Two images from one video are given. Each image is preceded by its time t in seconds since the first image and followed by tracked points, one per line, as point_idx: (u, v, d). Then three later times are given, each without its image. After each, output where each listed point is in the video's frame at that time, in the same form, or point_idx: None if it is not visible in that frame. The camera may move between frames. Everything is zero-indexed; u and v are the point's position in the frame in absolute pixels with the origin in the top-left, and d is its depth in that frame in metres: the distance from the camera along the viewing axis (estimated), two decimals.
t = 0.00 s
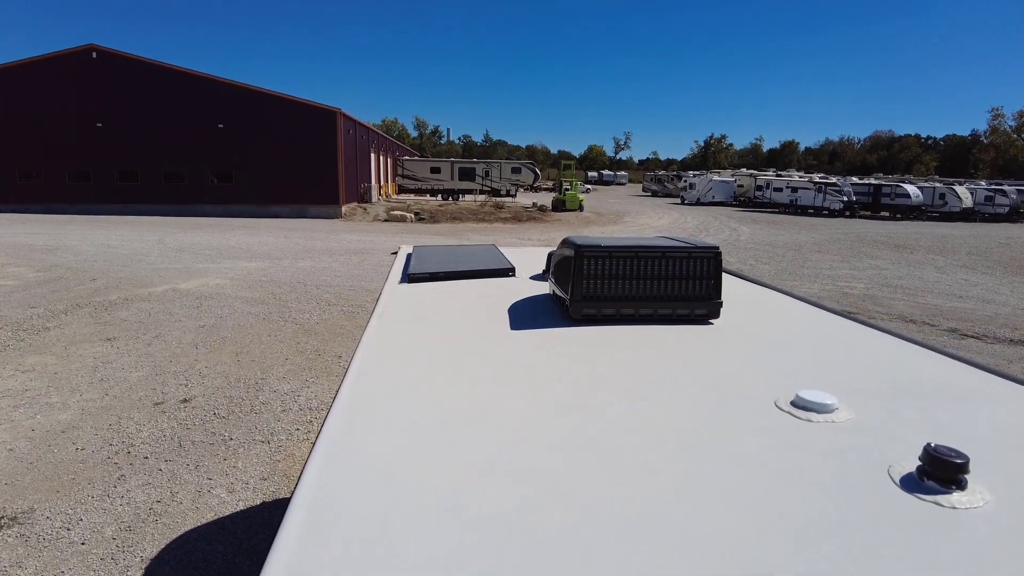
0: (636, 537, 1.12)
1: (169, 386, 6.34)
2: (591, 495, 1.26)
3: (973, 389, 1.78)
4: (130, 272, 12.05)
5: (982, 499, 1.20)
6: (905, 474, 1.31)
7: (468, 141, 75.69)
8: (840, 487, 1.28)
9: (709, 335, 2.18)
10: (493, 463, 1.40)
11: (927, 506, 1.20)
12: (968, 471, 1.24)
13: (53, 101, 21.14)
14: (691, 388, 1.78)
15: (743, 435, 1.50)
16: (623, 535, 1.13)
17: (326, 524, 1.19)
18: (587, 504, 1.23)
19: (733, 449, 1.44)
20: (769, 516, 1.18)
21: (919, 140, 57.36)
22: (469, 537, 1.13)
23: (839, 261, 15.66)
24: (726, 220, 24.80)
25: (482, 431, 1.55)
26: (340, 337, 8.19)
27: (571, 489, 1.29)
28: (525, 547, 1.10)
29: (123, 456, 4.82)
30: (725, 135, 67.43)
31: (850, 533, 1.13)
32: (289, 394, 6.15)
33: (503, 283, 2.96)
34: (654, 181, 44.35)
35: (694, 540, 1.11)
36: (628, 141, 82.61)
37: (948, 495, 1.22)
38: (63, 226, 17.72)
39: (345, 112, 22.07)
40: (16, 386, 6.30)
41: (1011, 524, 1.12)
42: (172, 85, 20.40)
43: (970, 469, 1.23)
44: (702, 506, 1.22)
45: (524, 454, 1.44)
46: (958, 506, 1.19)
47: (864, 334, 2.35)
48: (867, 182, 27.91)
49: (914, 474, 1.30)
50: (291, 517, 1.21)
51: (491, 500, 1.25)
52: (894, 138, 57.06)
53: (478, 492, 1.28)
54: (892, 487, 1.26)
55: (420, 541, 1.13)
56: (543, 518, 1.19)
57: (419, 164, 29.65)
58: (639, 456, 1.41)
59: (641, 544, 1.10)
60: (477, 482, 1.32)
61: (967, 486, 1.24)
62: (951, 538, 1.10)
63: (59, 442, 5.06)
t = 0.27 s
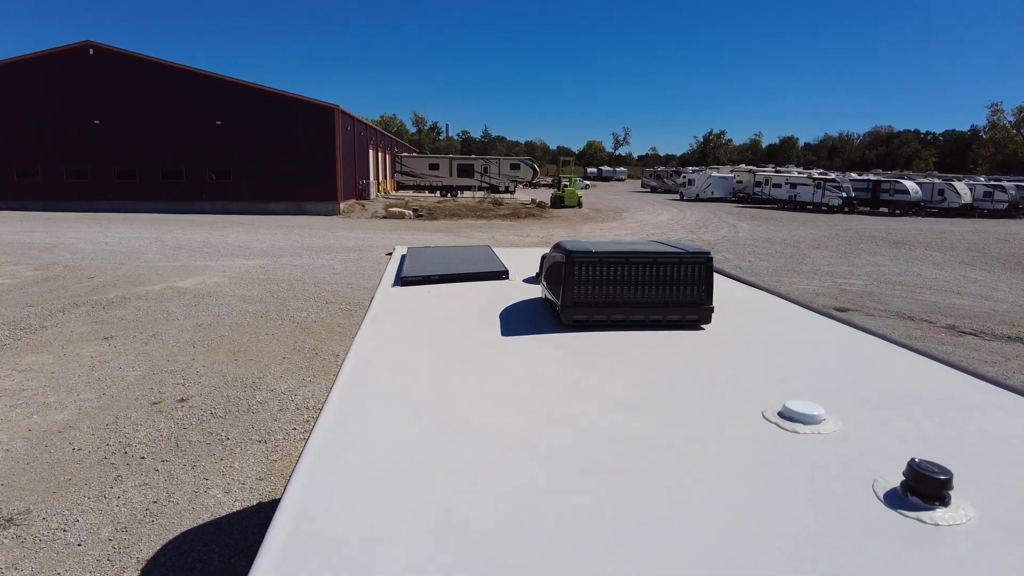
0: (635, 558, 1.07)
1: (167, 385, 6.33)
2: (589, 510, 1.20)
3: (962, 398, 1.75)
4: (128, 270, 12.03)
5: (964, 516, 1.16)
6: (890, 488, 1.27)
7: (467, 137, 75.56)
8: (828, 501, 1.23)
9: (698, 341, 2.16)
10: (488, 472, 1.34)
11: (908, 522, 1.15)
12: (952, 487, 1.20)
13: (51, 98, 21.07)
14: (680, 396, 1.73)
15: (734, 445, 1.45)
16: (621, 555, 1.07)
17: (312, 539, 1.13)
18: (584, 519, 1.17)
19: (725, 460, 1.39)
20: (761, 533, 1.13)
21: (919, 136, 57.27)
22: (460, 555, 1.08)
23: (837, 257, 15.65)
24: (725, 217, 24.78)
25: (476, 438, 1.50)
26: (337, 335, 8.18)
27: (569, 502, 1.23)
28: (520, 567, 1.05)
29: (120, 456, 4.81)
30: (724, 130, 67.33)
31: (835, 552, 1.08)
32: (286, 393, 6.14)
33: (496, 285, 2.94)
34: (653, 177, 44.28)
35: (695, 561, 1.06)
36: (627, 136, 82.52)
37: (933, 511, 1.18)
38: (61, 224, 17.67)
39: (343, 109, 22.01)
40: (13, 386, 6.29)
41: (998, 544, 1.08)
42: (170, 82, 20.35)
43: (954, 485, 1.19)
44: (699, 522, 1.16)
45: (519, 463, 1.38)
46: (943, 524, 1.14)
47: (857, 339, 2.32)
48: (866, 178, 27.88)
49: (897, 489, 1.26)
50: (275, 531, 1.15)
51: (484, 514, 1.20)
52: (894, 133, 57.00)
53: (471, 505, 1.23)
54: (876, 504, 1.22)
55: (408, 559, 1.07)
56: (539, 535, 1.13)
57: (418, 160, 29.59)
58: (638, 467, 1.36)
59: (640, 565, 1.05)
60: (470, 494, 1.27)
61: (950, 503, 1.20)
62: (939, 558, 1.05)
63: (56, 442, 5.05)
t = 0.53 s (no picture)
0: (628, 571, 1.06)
1: (166, 385, 6.33)
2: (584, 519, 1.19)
3: (953, 405, 1.75)
4: (127, 269, 12.02)
5: (950, 525, 1.17)
6: (876, 496, 1.27)
7: (467, 135, 75.46)
8: (818, 512, 1.22)
9: (692, 345, 2.16)
10: (483, 481, 1.33)
11: (895, 532, 1.15)
12: (938, 494, 1.20)
13: (50, 97, 21.05)
14: (674, 401, 1.73)
15: (727, 453, 1.44)
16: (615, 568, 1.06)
17: (305, 549, 1.12)
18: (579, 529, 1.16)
19: (719, 468, 1.38)
20: (755, 544, 1.12)
21: (919, 133, 57.16)
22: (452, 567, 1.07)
23: (837, 255, 15.63)
24: (725, 214, 24.75)
25: (470, 446, 1.48)
26: (337, 334, 8.19)
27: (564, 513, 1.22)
28: None
29: (119, 456, 4.81)
30: (724, 127, 67.22)
31: (821, 561, 1.08)
32: (285, 393, 6.14)
33: (492, 288, 2.95)
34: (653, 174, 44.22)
35: (690, 572, 1.05)
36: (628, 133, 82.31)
37: (917, 520, 1.18)
38: (60, 223, 17.66)
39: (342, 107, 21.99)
40: (12, 386, 6.29)
41: (983, 554, 1.08)
42: (169, 80, 20.33)
43: (939, 494, 1.19)
44: (693, 533, 1.15)
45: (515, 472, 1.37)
46: (927, 532, 1.15)
47: (849, 344, 2.32)
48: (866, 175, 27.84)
49: (884, 497, 1.26)
50: (267, 543, 1.13)
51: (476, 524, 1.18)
52: (894, 130, 56.91)
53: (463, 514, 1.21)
54: (863, 512, 1.22)
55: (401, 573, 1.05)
56: (532, 547, 1.12)
57: (417, 158, 29.55)
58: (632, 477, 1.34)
59: None
60: (463, 503, 1.25)
61: (935, 511, 1.20)
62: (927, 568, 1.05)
63: (55, 442, 5.05)
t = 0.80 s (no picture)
0: None
1: (165, 386, 6.34)
2: (575, 525, 1.20)
3: (942, 408, 1.76)
4: (127, 270, 12.02)
5: (934, 528, 1.18)
6: (862, 500, 1.28)
7: (467, 135, 75.47)
8: (806, 517, 1.23)
9: (685, 348, 2.18)
10: (475, 487, 1.33)
11: (880, 536, 1.16)
12: (922, 499, 1.22)
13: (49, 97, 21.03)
14: (666, 406, 1.73)
15: (716, 458, 1.45)
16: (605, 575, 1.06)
17: (296, 554, 1.12)
18: (571, 537, 1.16)
19: (710, 473, 1.38)
20: (743, 549, 1.13)
21: (918, 132, 57.20)
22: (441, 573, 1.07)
23: (836, 255, 15.65)
24: (725, 214, 24.77)
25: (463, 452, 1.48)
26: (335, 335, 8.19)
27: (555, 518, 1.22)
28: None
29: (118, 457, 4.83)
30: (724, 127, 67.23)
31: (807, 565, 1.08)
32: (284, 393, 6.15)
33: (489, 290, 2.96)
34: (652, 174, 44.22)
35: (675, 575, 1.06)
36: (627, 133, 82.30)
37: (901, 524, 1.20)
38: (60, 224, 17.65)
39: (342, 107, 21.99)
40: (12, 387, 6.30)
41: (965, 559, 1.09)
42: (168, 81, 20.31)
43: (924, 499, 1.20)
44: (682, 540, 1.16)
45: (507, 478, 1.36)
46: (912, 536, 1.16)
47: (841, 347, 2.34)
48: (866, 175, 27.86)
49: (870, 501, 1.27)
50: (258, 547, 1.13)
51: (468, 530, 1.19)
52: (894, 130, 56.95)
53: (454, 520, 1.22)
54: (848, 516, 1.23)
55: None
56: (523, 553, 1.12)
57: (416, 158, 29.56)
58: (623, 483, 1.35)
59: None
60: (454, 509, 1.25)
61: (921, 515, 1.21)
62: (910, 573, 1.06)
63: (54, 443, 5.06)
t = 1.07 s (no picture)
0: None
1: (163, 386, 6.34)
2: (571, 525, 1.20)
3: (937, 409, 1.77)
4: (126, 270, 12.01)
5: (930, 528, 1.19)
6: (857, 500, 1.29)
7: (466, 135, 75.49)
8: (800, 517, 1.23)
9: (682, 348, 2.18)
10: (473, 487, 1.33)
11: (873, 536, 1.17)
12: (916, 499, 1.22)
13: (47, 97, 20.99)
14: (663, 407, 1.74)
15: (713, 458, 1.45)
16: None
17: (294, 554, 1.12)
18: (567, 537, 1.16)
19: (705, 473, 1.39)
20: (738, 549, 1.13)
21: (917, 132, 57.25)
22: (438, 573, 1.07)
23: (835, 254, 15.66)
24: (724, 214, 24.78)
25: (460, 452, 1.49)
26: (334, 335, 8.18)
27: (552, 519, 1.22)
28: None
29: (117, 457, 4.82)
30: (723, 128, 67.34)
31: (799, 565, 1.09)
32: (282, 393, 6.16)
33: (487, 290, 2.96)
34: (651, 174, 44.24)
35: None
36: (626, 133, 82.25)
37: (895, 524, 1.20)
38: (58, 224, 17.64)
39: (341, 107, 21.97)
40: (10, 387, 6.29)
41: (959, 559, 1.10)
42: (167, 80, 20.29)
43: (919, 498, 1.21)
44: (679, 539, 1.16)
45: (506, 478, 1.37)
46: (907, 537, 1.16)
47: (839, 348, 2.34)
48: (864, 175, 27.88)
49: (864, 502, 1.28)
50: (255, 548, 1.14)
51: (465, 529, 1.19)
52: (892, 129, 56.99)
53: (452, 520, 1.22)
54: (846, 516, 1.24)
55: None
56: (519, 553, 1.12)
57: (415, 158, 29.54)
58: (621, 482, 1.35)
59: None
60: (451, 509, 1.26)
61: (914, 515, 1.22)
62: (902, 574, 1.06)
63: (53, 444, 5.06)
